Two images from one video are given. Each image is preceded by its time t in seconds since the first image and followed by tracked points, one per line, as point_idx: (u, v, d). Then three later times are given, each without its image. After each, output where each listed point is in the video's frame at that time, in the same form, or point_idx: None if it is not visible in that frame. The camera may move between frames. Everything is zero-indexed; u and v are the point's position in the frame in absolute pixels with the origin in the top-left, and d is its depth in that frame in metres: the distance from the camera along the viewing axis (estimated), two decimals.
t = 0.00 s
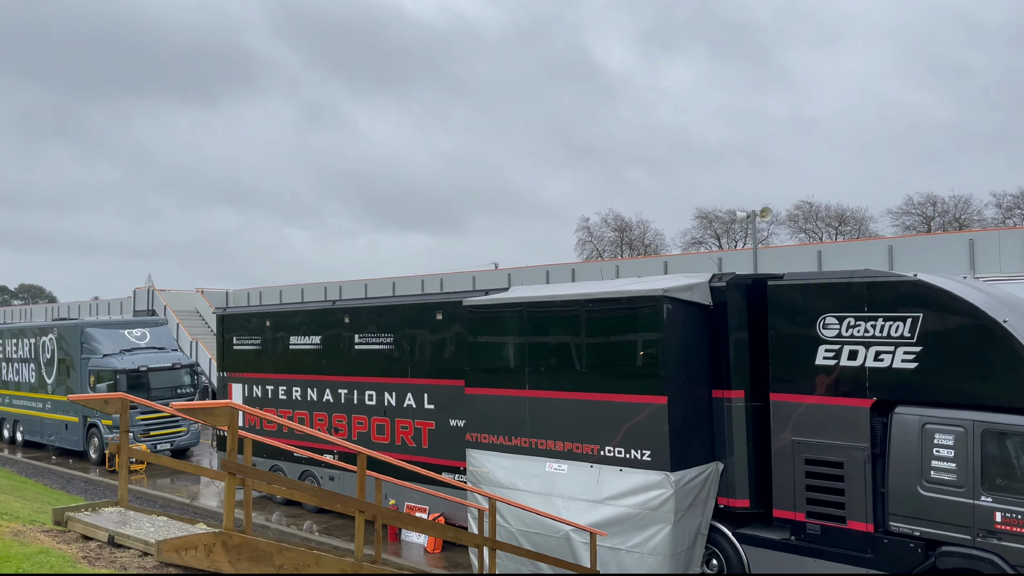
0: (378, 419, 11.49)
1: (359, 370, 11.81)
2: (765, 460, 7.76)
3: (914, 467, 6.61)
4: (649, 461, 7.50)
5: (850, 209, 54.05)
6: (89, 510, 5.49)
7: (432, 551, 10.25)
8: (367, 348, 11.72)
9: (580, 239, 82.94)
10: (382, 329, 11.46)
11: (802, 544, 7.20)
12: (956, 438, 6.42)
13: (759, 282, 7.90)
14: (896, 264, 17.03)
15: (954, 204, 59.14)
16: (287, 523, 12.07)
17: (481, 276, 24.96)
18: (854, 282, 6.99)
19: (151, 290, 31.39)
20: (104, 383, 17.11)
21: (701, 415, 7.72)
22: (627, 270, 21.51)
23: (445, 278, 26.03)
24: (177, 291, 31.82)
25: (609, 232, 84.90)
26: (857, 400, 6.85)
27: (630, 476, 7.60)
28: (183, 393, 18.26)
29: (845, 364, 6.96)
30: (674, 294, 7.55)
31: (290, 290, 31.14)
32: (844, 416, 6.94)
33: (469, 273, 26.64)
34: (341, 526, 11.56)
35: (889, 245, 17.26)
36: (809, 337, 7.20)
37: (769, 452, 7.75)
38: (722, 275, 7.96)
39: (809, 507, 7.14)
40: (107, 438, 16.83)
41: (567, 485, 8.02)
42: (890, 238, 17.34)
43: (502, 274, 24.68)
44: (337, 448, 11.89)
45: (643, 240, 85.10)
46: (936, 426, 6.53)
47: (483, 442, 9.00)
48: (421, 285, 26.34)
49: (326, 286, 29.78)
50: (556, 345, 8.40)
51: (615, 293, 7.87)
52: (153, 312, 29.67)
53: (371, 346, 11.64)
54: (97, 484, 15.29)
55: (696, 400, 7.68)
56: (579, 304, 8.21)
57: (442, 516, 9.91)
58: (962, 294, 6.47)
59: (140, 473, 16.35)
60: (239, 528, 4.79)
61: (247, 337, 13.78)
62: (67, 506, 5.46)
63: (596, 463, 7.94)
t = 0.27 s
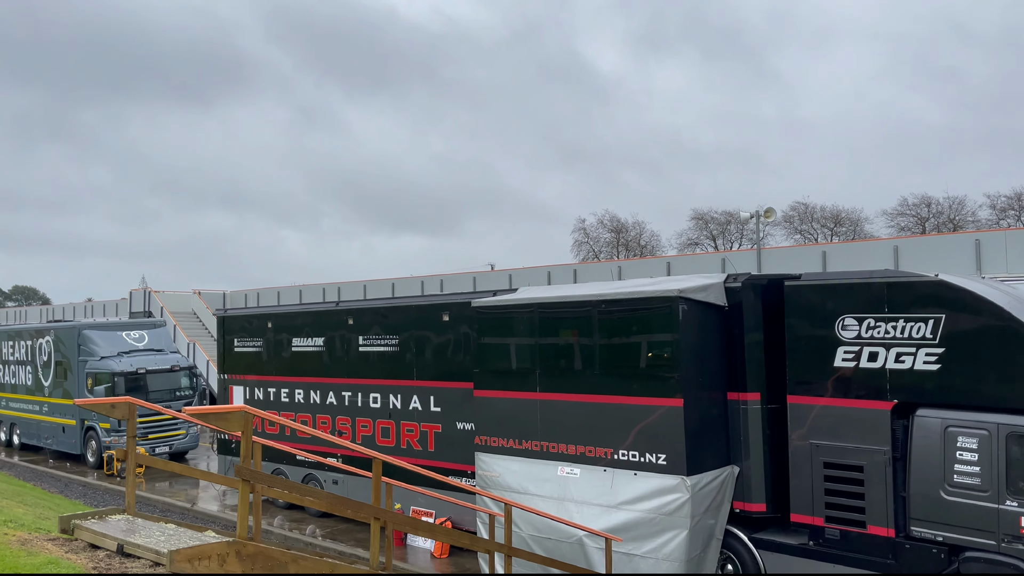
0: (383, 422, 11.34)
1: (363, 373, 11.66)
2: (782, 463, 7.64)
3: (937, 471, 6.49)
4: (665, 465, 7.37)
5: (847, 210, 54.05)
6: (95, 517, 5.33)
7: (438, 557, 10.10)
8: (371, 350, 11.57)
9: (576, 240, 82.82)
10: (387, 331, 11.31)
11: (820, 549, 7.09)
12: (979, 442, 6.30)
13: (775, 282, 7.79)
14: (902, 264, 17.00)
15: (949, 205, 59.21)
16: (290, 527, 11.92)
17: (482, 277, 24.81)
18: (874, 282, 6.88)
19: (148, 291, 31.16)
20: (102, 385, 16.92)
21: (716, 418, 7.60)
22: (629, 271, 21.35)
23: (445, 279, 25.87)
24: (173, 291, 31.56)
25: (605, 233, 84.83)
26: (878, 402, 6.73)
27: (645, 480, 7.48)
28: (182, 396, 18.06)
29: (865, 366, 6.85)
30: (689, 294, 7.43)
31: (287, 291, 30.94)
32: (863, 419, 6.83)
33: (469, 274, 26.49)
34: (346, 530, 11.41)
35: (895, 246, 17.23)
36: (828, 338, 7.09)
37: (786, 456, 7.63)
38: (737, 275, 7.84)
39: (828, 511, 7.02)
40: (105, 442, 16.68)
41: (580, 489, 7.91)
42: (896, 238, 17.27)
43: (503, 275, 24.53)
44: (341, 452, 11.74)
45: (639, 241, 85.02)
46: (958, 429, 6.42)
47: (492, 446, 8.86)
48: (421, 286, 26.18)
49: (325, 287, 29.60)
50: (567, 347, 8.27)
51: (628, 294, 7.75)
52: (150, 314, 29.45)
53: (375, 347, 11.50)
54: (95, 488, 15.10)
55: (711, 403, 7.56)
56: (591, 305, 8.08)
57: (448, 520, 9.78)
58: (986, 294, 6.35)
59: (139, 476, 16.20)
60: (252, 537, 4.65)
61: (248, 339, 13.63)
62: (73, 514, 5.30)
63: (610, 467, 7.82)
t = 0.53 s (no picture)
0: (392, 424, 11.16)
1: (371, 374, 11.49)
2: (804, 466, 7.47)
3: (967, 475, 6.31)
4: (686, 468, 7.19)
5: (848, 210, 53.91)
6: (106, 524, 5.18)
7: (449, 561, 9.84)
8: (379, 351, 11.40)
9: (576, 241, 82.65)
10: (395, 331, 11.14)
11: (846, 554, 6.92)
12: (1012, 444, 6.11)
13: (797, 280, 7.62)
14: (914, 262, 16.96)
15: (949, 205, 59.11)
16: (297, 531, 11.73)
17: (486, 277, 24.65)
18: (902, 281, 6.72)
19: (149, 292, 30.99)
20: (105, 387, 16.75)
21: (737, 420, 7.43)
22: (635, 271, 21.15)
23: (449, 279, 25.70)
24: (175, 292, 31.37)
25: (605, 234, 84.69)
26: (906, 403, 6.57)
27: (664, 483, 7.30)
28: (185, 397, 17.87)
29: (892, 366, 6.68)
30: (710, 293, 7.26)
31: (289, 292, 30.76)
32: (891, 421, 6.66)
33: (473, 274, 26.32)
34: (353, 534, 11.23)
35: (907, 245, 17.20)
36: (853, 338, 6.93)
37: (809, 458, 7.46)
38: (758, 273, 7.67)
39: (854, 516, 6.85)
40: (108, 444, 16.55)
41: (597, 493, 7.74)
42: (908, 237, 17.30)
43: (507, 275, 24.36)
44: (348, 455, 11.56)
45: (639, 242, 84.85)
46: (990, 431, 6.24)
47: (506, 448, 8.69)
48: (424, 286, 26.01)
49: (327, 287, 29.44)
50: (583, 347, 8.09)
51: (647, 293, 7.58)
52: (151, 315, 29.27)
53: (384, 348, 11.32)
54: (98, 491, 14.92)
55: (732, 404, 7.39)
56: (608, 304, 7.90)
57: (459, 524, 9.61)
58: (1019, 293, 6.18)
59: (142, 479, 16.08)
60: (271, 545, 4.46)
61: (253, 340, 13.47)
62: (84, 521, 5.15)
63: (628, 470, 7.64)
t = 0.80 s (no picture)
0: (412, 419, 11.04)
1: (390, 368, 11.37)
2: (840, 465, 7.29)
3: (1013, 476, 6.11)
4: (719, 466, 7.03)
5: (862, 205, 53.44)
6: (134, 521, 5.07)
7: (471, 558, 9.71)
8: (399, 345, 11.28)
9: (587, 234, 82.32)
10: (416, 324, 11.02)
11: (884, 556, 6.75)
12: None
13: (833, 275, 7.43)
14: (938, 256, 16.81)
15: (964, 200, 58.53)
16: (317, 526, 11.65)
17: (502, 270, 24.52)
18: (946, 276, 6.52)
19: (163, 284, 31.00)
20: (121, 379, 16.71)
21: (771, 417, 7.25)
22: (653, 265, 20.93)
23: (464, 272, 25.57)
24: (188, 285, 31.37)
25: (616, 228, 84.38)
26: (949, 402, 6.38)
27: (696, 482, 7.13)
28: (201, 390, 17.81)
29: (935, 363, 6.49)
30: (745, 287, 7.08)
31: (303, 284, 30.71)
32: (932, 420, 6.47)
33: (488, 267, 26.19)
34: (373, 529, 11.11)
35: (932, 239, 17.09)
36: (894, 334, 6.74)
37: (845, 457, 7.28)
38: (793, 267, 7.49)
39: (893, 516, 6.68)
40: (125, 436, 16.56)
41: (626, 491, 7.57)
42: (933, 232, 17.23)
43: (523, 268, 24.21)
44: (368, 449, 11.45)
45: (650, 236, 84.46)
46: None
47: (531, 445, 8.55)
48: (439, 279, 25.88)
49: (341, 280, 29.36)
50: (611, 343, 7.94)
51: (679, 287, 7.40)
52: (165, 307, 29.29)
53: (404, 342, 11.20)
54: (115, 484, 14.89)
55: (766, 401, 7.21)
56: (638, 299, 7.72)
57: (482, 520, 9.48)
58: None
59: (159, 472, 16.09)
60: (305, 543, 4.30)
61: (271, 333, 13.39)
62: (111, 517, 5.04)
63: (657, 468, 7.49)
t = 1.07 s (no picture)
0: (437, 408, 10.92)
1: (415, 357, 11.26)
2: (881, 460, 7.10)
3: None
4: (758, 460, 6.85)
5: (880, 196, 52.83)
6: (167, 512, 4.95)
7: (497, 550, 9.55)
8: (424, 334, 11.16)
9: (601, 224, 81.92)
10: (441, 313, 10.89)
11: (929, 554, 6.55)
12: None
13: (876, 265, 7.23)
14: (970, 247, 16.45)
15: (984, 191, 57.76)
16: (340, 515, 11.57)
17: (521, 259, 24.34)
18: (997, 265, 6.30)
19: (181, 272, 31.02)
20: (142, 367, 16.69)
21: (811, 410, 7.07)
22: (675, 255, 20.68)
23: (482, 262, 25.42)
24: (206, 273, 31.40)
25: (630, 218, 83.96)
26: (999, 396, 6.17)
27: (734, 476, 6.97)
28: (221, 378, 17.78)
29: (985, 356, 6.27)
30: (786, 277, 6.89)
31: (320, 273, 30.67)
32: (982, 414, 6.27)
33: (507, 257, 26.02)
34: (397, 519, 11.01)
35: (963, 230, 16.71)
36: (942, 326, 6.53)
37: (886, 451, 7.08)
38: (834, 256, 7.29)
39: (939, 513, 6.48)
40: (145, 423, 16.55)
41: (661, 485, 7.42)
42: (965, 222, 16.82)
43: (542, 258, 24.02)
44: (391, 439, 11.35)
45: (664, 226, 83.97)
46: None
47: (561, 436, 8.41)
48: (457, 269, 25.75)
49: (359, 269, 29.30)
50: (645, 333, 7.77)
51: (716, 276, 7.23)
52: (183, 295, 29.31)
53: (429, 331, 11.08)
54: (137, 471, 14.89)
55: (807, 394, 7.03)
56: (675, 288, 7.55)
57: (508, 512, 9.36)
58: None
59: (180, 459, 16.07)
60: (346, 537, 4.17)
61: (293, 321, 13.34)
62: (144, 508, 4.93)
63: (693, 461, 7.33)
